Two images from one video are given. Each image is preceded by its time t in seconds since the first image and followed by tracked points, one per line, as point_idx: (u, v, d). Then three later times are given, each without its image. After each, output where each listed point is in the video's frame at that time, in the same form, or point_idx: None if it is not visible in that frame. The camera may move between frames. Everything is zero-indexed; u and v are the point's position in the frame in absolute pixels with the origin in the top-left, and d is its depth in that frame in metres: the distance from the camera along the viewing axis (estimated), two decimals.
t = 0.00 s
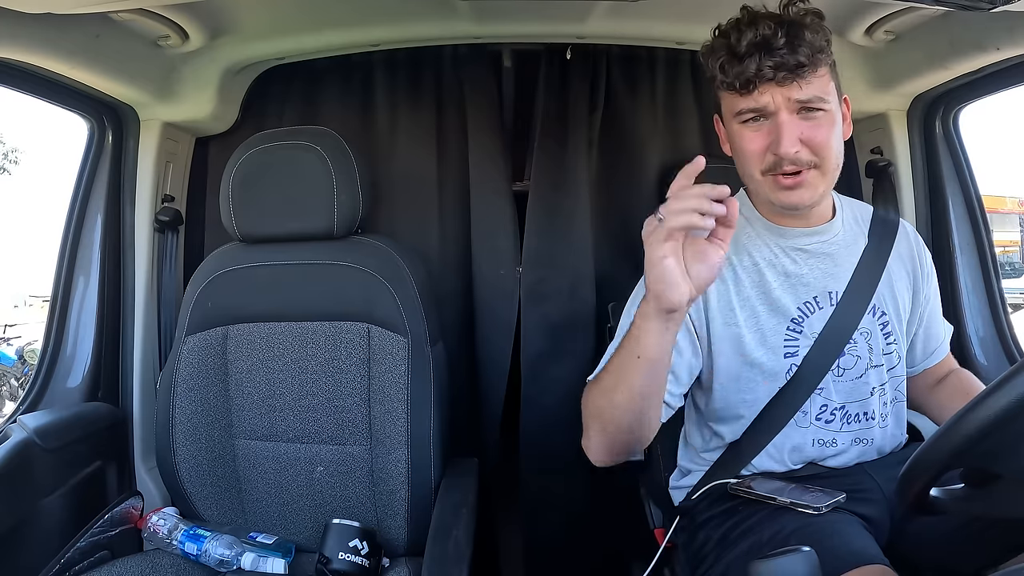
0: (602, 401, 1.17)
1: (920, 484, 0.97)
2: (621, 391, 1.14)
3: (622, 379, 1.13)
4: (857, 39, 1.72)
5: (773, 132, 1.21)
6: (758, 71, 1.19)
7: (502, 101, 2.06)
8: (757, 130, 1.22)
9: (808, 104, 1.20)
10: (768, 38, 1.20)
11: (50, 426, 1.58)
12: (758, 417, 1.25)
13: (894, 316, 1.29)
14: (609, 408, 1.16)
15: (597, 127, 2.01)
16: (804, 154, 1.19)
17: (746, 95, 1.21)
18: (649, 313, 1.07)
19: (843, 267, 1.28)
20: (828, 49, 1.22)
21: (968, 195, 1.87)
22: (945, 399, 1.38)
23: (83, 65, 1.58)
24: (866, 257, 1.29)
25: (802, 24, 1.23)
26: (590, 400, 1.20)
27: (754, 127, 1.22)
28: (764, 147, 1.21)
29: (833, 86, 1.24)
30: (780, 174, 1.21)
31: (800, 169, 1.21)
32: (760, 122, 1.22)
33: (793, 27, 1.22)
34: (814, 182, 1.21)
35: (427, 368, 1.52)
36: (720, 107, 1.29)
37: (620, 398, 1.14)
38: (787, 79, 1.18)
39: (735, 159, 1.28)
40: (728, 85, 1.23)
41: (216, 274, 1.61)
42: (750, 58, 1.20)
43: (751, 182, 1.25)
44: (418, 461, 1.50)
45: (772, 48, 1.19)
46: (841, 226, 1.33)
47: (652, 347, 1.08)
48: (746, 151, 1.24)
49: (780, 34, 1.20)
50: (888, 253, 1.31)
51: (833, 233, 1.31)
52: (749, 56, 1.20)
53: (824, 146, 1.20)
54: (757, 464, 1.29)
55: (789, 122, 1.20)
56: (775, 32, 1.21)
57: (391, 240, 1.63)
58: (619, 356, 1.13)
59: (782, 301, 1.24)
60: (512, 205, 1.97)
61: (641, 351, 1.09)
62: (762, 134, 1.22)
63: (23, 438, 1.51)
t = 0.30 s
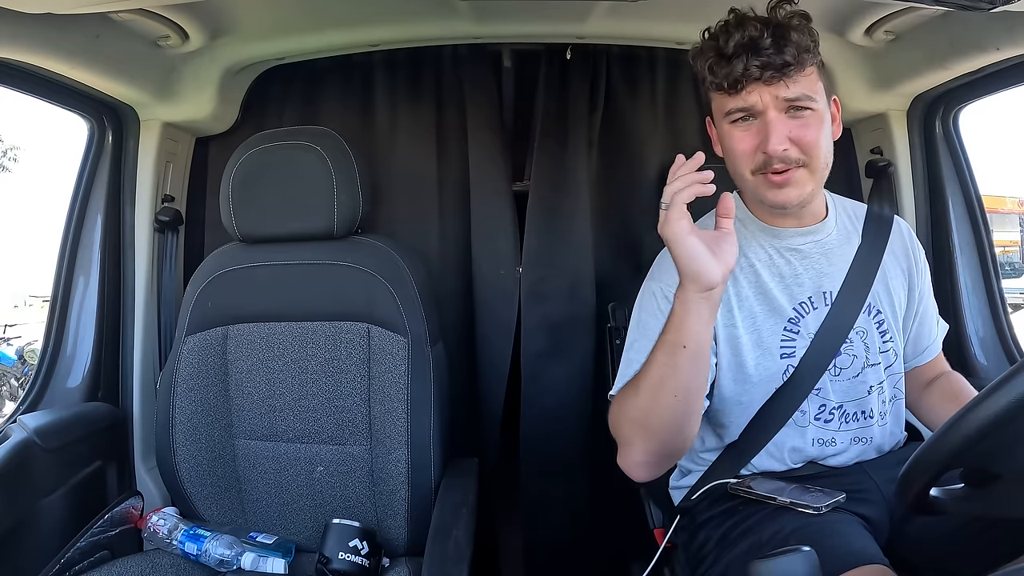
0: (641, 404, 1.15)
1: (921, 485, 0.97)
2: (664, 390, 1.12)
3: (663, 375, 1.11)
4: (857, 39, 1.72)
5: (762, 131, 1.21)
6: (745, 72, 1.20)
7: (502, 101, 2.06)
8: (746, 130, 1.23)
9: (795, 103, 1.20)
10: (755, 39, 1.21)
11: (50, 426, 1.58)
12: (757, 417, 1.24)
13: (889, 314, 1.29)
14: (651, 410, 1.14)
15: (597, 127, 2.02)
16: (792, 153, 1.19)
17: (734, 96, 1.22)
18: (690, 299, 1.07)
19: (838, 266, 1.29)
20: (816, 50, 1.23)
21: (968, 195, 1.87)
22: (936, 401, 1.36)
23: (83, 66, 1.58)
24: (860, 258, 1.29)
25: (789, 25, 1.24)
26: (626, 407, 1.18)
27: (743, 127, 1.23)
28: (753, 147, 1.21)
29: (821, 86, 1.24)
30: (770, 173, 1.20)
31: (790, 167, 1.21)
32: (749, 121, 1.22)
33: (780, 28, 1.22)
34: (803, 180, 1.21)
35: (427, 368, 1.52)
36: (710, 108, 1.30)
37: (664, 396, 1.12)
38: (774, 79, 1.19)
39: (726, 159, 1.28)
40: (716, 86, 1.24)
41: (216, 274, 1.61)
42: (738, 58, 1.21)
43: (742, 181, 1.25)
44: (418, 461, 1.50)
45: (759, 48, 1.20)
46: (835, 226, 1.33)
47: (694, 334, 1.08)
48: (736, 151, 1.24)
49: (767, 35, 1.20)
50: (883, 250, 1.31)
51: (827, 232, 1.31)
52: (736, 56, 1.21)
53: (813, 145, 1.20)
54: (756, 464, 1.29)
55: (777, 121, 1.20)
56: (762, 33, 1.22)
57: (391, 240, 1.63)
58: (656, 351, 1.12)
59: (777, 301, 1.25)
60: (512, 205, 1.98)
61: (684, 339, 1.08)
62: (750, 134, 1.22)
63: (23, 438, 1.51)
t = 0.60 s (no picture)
0: (710, 451, 0.98)
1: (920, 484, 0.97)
2: (741, 456, 0.97)
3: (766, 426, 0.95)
4: (857, 40, 1.72)
5: (771, 108, 1.26)
6: (753, 48, 1.27)
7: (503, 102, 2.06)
8: (755, 108, 1.28)
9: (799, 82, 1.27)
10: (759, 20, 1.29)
11: (50, 426, 1.58)
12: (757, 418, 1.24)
13: (889, 314, 1.29)
14: (715, 467, 0.99)
15: (597, 127, 2.02)
16: (803, 127, 1.23)
17: (742, 75, 1.29)
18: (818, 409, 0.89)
19: (840, 265, 1.29)
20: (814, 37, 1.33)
21: (968, 195, 1.86)
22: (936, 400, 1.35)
23: (83, 66, 1.58)
24: (861, 257, 1.30)
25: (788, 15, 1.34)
26: (686, 439, 1.01)
27: (752, 106, 1.28)
28: (763, 121, 1.26)
29: (818, 73, 1.32)
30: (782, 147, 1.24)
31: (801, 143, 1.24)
32: (757, 100, 1.28)
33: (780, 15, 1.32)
34: (814, 157, 1.24)
35: (427, 368, 1.52)
36: (716, 96, 1.36)
37: (737, 462, 0.97)
38: (780, 56, 1.27)
39: (734, 143, 1.31)
40: (725, 67, 1.30)
41: (216, 273, 1.61)
42: (745, 38, 1.28)
43: (753, 162, 1.27)
44: (418, 460, 1.50)
45: (764, 29, 1.28)
46: (836, 227, 1.34)
47: (817, 454, 0.91)
48: (745, 130, 1.28)
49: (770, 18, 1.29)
50: (884, 250, 1.32)
51: (828, 232, 1.31)
52: (743, 36, 1.29)
53: (819, 123, 1.25)
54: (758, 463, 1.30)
55: (784, 98, 1.26)
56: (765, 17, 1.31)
57: (391, 240, 1.63)
58: (761, 416, 0.95)
59: (781, 301, 1.24)
60: (512, 205, 1.98)
61: (804, 454, 0.92)
62: (759, 111, 1.27)
63: (24, 437, 1.51)
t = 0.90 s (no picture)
0: (800, 395, 0.83)
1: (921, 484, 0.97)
2: (847, 388, 0.81)
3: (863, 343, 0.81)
4: (858, 40, 1.72)
5: (818, 99, 1.23)
6: (806, 37, 1.24)
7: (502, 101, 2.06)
8: (800, 99, 1.25)
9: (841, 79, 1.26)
10: (807, 13, 1.27)
11: (50, 426, 1.58)
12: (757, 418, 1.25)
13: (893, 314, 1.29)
14: (817, 407, 0.83)
15: (597, 126, 2.02)
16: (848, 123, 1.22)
17: (790, 64, 1.25)
18: (942, 309, 0.77)
19: (845, 265, 1.30)
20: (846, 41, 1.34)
21: (968, 195, 1.87)
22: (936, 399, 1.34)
23: (84, 66, 1.58)
24: (867, 254, 1.30)
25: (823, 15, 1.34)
26: (772, 378, 0.86)
27: (797, 96, 1.25)
28: (812, 112, 1.22)
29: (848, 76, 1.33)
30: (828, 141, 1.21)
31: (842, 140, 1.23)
32: (803, 91, 1.25)
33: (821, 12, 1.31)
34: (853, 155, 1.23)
35: (427, 368, 1.52)
36: (751, 83, 1.31)
37: (844, 397, 0.81)
38: (829, 50, 1.25)
39: (770, 131, 1.27)
40: (774, 53, 1.26)
41: (216, 273, 1.61)
42: (795, 27, 1.25)
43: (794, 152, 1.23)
44: (418, 460, 1.50)
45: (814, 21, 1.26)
46: (843, 226, 1.34)
47: (945, 366, 0.77)
48: (789, 120, 1.24)
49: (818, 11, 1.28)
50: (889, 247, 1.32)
51: (835, 232, 1.31)
52: (793, 26, 1.26)
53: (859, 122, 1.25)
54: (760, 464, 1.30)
55: (831, 92, 1.24)
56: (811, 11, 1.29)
57: (392, 240, 1.63)
58: (870, 331, 0.80)
59: (793, 299, 1.24)
60: (512, 205, 1.98)
61: (929, 371, 0.78)
62: (805, 102, 1.24)
63: (24, 438, 1.51)
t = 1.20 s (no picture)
0: (843, 403, 0.85)
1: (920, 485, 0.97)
2: (884, 394, 0.83)
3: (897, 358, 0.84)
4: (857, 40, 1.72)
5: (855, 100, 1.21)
6: (852, 37, 1.22)
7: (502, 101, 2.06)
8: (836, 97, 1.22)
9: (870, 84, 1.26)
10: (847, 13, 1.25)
11: (50, 426, 1.58)
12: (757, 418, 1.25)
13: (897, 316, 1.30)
14: (856, 414, 0.85)
15: (597, 127, 2.02)
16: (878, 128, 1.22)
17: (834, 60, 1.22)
18: (977, 309, 0.83)
19: (850, 268, 1.30)
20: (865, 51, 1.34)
21: (968, 196, 1.87)
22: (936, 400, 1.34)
23: (83, 66, 1.58)
24: (871, 257, 1.30)
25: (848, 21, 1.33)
26: (812, 384, 0.87)
27: (834, 94, 1.22)
28: (850, 112, 1.19)
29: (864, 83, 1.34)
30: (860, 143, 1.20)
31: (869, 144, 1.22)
32: (841, 89, 1.22)
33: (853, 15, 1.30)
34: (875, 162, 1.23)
35: (427, 369, 1.52)
36: (788, 73, 1.26)
37: (881, 403, 0.84)
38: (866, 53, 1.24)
39: (804, 125, 1.23)
40: (819, 48, 1.22)
41: (216, 273, 1.61)
42: (840, 26, 1.23)
43: (827, 150, 1.21)
44: (417, 460, 1.50)
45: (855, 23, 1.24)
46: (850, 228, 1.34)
47: (980, 364, 0.81)
48: (827, 116, 1.21)
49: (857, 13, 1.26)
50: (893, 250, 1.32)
51: (842, 235, 1.31)
52: (836, 24, 1.23)
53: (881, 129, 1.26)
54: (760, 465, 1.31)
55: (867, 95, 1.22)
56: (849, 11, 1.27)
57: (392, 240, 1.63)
58: (905, 332, 0.84)
59: (795, 302, 1.25)
60: (512, 204, 1.98)
61: (965, 370, 0.82)
62: (842, 100, 1.21)
63: (23, 437, 1.51)
